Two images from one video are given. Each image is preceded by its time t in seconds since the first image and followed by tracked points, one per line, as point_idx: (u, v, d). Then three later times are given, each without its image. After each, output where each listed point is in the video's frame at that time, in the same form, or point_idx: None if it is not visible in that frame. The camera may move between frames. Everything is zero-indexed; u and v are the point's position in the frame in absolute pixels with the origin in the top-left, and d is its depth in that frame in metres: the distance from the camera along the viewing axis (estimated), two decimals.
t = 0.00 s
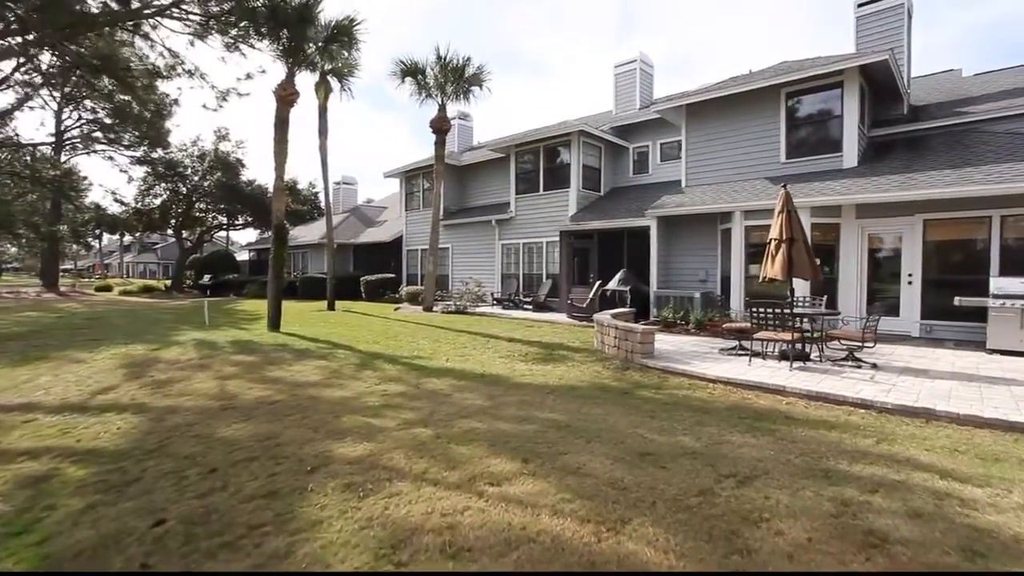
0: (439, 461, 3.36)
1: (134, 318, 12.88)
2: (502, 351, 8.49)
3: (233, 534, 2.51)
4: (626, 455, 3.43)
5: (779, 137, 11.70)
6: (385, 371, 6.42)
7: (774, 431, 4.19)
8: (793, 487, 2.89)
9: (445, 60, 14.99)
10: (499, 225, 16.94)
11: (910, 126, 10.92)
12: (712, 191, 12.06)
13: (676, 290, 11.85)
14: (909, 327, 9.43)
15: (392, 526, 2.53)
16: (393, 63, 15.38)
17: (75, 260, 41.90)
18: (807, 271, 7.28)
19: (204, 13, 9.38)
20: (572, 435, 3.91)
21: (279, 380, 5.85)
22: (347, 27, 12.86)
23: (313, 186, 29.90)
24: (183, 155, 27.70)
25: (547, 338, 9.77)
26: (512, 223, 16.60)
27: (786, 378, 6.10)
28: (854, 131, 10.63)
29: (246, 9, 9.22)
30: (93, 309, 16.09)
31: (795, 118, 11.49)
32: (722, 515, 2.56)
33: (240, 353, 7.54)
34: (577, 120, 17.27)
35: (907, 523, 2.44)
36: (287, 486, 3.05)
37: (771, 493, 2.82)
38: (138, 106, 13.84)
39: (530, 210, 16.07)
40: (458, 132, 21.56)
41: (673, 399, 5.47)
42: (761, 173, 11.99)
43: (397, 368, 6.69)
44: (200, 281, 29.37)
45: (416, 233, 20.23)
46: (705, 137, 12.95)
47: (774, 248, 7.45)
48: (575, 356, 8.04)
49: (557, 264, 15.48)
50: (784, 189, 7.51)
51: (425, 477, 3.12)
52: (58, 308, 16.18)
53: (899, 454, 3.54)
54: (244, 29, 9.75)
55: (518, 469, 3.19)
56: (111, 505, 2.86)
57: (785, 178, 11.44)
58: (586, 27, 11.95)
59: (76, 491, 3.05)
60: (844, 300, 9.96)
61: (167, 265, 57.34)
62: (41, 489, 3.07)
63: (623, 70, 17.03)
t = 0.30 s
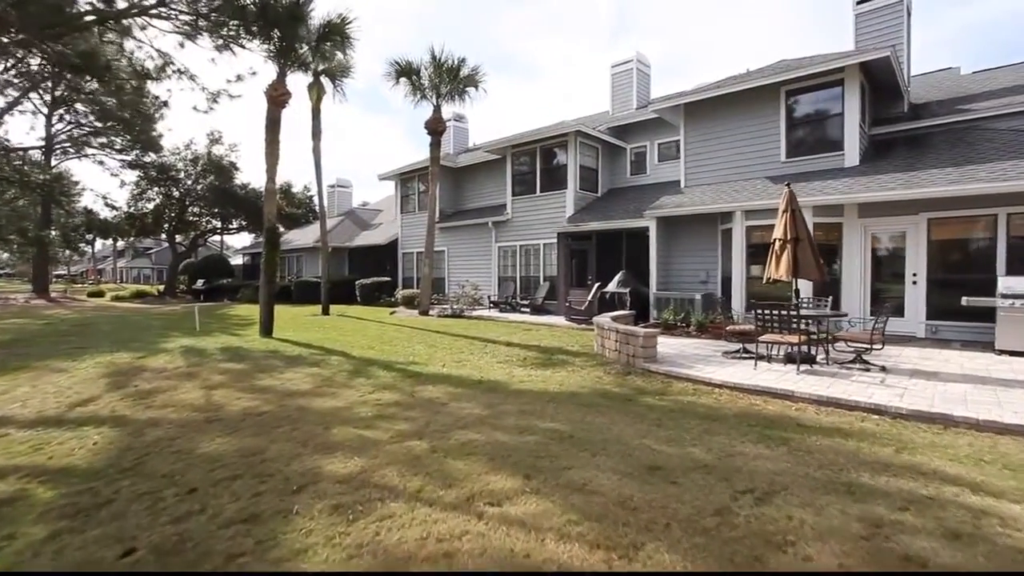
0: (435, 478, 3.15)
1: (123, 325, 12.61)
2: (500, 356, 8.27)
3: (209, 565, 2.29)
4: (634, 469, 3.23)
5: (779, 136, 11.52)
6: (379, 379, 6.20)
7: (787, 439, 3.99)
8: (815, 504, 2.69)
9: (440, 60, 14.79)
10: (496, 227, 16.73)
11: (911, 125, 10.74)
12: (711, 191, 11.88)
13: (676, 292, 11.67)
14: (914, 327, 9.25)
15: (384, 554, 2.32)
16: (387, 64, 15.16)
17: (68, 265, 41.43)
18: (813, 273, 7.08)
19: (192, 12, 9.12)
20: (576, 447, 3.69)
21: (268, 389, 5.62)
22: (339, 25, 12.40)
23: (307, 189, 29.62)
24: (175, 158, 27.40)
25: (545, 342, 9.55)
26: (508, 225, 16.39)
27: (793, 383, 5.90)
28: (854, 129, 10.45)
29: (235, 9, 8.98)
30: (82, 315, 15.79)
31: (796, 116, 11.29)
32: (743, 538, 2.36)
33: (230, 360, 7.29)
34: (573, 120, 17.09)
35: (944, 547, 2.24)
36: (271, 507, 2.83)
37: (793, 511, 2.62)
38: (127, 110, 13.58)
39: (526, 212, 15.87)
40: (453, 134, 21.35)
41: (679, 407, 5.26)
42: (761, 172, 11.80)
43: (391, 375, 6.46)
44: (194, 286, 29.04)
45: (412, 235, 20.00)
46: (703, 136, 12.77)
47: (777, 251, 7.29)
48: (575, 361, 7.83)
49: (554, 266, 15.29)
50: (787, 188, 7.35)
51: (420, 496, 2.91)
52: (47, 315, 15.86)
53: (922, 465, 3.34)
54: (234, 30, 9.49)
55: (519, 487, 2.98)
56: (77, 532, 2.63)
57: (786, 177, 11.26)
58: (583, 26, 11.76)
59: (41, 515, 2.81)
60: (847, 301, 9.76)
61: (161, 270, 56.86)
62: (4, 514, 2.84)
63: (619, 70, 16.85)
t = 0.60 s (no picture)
0: (434, 492, 2.94)
1: (116, 326, 12.38)
2: (500, 358, 8.07)
3: None
4: (648, 483, 3.03)
5: (784, 133, 11.32)
6: (376, 382, 5.99)
7: (806, 447, 3.78)
8: (847, 522, 2.48)
9: (438, 57, 14.60)
10: (495, 227, 16.53)
11: (918, 120, 10.54)
12: (714, 189, 11.69)
13: (679, 291, 11.48)
14: (923, 327, 9.05)
15: None
16: (385, 61, 14.95)
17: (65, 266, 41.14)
18: (823, 272, 6.86)
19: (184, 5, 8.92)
20: (583, 456, 3.48)
21: (261, 394, 5.41)
22: (334, 19, 12.12)
23: (305, 189, 29.40)
24: (171, 158, 27.13)
25: (547, 343, 9.36)
26: (508, 224, 16.19)
27: (805, 385, 5.70)
28: (861, 125, 10.26)
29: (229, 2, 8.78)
30: (74, 317, 15.55)
31: (800, 112, 11.09)
32: (772, 562, 2.17)
33: (222, 364, 7.07)
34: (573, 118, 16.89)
35: (994, 573, 2.04)
36: (257, 526, 2.62)
37: (822, 530, 2.42)
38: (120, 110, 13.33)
39: (526, 211, 15.67)
40: (452, 133, 21.16)
41: (688, 411, 5.06)
42: (765, 169, 11.60)
43: (389, 378, 6.26)
44: (190, 287, 28.78)
45: (410, 235, 19.80)
46: (705, 134, 12.56)
47: (785, 249, 7.08)
48: (578, 363, 7.64)
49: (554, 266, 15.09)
50: (795, 185, 7.19)
51: (419, 513, 2.70)
52: (39, 316, 15.61)
53: (954, 475, 3.13)
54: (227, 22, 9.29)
55: (526, 504, 2.78)
56: (43, 557, 2.41)
57: (790, 175, 11.06)
58: (585, 22, 11.54)
59: (6, 537, 2.59)
60: (855, 300, 9.55)
61: (159, 270, 56.57)
62: None
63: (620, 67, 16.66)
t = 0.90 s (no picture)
0: (435, 507, 2.73)
1: (110, 323, 12.15)
2: (502, 358, 7.85)
3: None
4: (664, 497, 2.82)
5: (791, 129, 11.07)
6: (374, 384, 5.77)
7: (829, 456, 3.56)
8: (886, 545, 2.27)
9: (438, 51, 14.34)
10: (496, 224, 16.30)
11: (929, 117, 10.29)
12: (720, 186, 11.47)
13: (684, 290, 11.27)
14: (935, 329, 8.84)
15: None
16: (384, 54, 14.71)
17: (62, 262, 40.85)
18: (836, 270, 6.64)
19: None
20: (593, 467, 3.27)
21: (253, 396, 5.19)
22: (333, 11, 11.98)
23: (303, 185, 29.17)
24: (168, 153, 26.82)
25: (549, 342, 9.14)
26: (508, 221, 15.97)
27: (818, 388, 5.49)
28: (871, 121, 9.99)
29: None
30: (68, 314, 15.33)
31: (809, 108, 10.83)
32: None
33: (215, 363, 6.85)
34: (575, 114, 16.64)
35: None
36: (243, 546, 2.41)
37: (860, 554, 2.21)
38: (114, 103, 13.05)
39: (527, 208, 15.44)
40: (452, 129, 20.94)
41: (699, 416, 4.85)
42: (772, 166, 11.36)
43: (387, 380, 6.04)
44: (188, 283, 28.50)
45: (410, 232, 19.57)
46: (711, 130, 12.33)
47: (796, 248, 6.85)
48: (581, 363, 7.43)
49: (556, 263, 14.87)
50: (807, 182, 6.92)
51: (418, 531, 2.49)
52: (32, 313, 15.36)
53: (992, 490, 2.92)
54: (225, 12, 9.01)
55: (533, 521, 2.57)
56: None
57: (798, 172, 10.83)
58: (590, 17, 11.25)
59: None
60: (865, 300, 9.33)
61: (156, 267, 56.26)
62: None
63: (623, 62, 16.41)
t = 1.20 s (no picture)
0: (440, 529, 2.51)
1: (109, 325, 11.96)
2: (508, 360, 7.62)
3: None
4: (689, 516, 2.59)
5: (803, 124, 10.78)
6: (375, 388, 5.55)
7: (862, 468, 3.32)
8: None
9: (440, 47, 14.10)
10: (500, 222, 16.06)
11: (946, 110, 9.98)
12: (729, 183, 11.20)
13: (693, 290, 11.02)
14: (954, 329, 8.55)
15: None
16: (386, 51, 14.48)
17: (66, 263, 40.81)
18: (856, 271, 6.34)
19: None
20: (610, 481, 3.05)
21: (249, 401, 4.97)
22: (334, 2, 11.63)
23: (306, 185, 29.01)
24: (170, 153, 26.68)
25: (556, 343, 8.91)
26: (513, 220, 15.74)
27: (840, 392, 5.24)
28: (886, 115, 9.69)
29: None
30: (68, 314, 15.18)
31: (821, 103, 10.54)
32: None
33: (212, 366, 6.65)
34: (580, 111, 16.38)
35: None
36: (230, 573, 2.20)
37: None
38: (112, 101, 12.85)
39: (532, 206, 15.21)
40: (455, 127, 20.69)
41: (717, 423, 4.60)
42: (783, 162, 11.08)
43: (390, 384, 5.81)
44: (190, 283, 28.34)
45: (412, 231, 19.34)
46: (719, 126, 12.06)
47: (813, 246, 6.59)
48: (590, 365, 7.19)
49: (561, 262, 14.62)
50: (824, 177, 6.66)
51: (421, 558, 2.28)
52: (31, 314, 15.17)
53: None
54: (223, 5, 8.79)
55: (548, 545, 2.35)
56: None
57: (810, 168, 10.55)
58: (597, 12, 10.99)
59: None
60: (881, 300, 9.05)
61: (159, 267, 56.23)
62: None
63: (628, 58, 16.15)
